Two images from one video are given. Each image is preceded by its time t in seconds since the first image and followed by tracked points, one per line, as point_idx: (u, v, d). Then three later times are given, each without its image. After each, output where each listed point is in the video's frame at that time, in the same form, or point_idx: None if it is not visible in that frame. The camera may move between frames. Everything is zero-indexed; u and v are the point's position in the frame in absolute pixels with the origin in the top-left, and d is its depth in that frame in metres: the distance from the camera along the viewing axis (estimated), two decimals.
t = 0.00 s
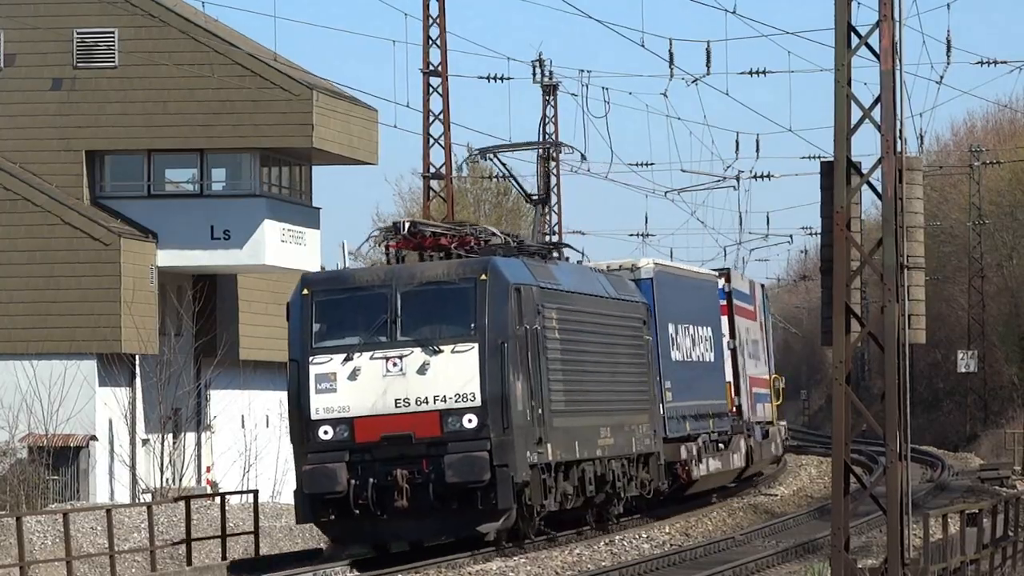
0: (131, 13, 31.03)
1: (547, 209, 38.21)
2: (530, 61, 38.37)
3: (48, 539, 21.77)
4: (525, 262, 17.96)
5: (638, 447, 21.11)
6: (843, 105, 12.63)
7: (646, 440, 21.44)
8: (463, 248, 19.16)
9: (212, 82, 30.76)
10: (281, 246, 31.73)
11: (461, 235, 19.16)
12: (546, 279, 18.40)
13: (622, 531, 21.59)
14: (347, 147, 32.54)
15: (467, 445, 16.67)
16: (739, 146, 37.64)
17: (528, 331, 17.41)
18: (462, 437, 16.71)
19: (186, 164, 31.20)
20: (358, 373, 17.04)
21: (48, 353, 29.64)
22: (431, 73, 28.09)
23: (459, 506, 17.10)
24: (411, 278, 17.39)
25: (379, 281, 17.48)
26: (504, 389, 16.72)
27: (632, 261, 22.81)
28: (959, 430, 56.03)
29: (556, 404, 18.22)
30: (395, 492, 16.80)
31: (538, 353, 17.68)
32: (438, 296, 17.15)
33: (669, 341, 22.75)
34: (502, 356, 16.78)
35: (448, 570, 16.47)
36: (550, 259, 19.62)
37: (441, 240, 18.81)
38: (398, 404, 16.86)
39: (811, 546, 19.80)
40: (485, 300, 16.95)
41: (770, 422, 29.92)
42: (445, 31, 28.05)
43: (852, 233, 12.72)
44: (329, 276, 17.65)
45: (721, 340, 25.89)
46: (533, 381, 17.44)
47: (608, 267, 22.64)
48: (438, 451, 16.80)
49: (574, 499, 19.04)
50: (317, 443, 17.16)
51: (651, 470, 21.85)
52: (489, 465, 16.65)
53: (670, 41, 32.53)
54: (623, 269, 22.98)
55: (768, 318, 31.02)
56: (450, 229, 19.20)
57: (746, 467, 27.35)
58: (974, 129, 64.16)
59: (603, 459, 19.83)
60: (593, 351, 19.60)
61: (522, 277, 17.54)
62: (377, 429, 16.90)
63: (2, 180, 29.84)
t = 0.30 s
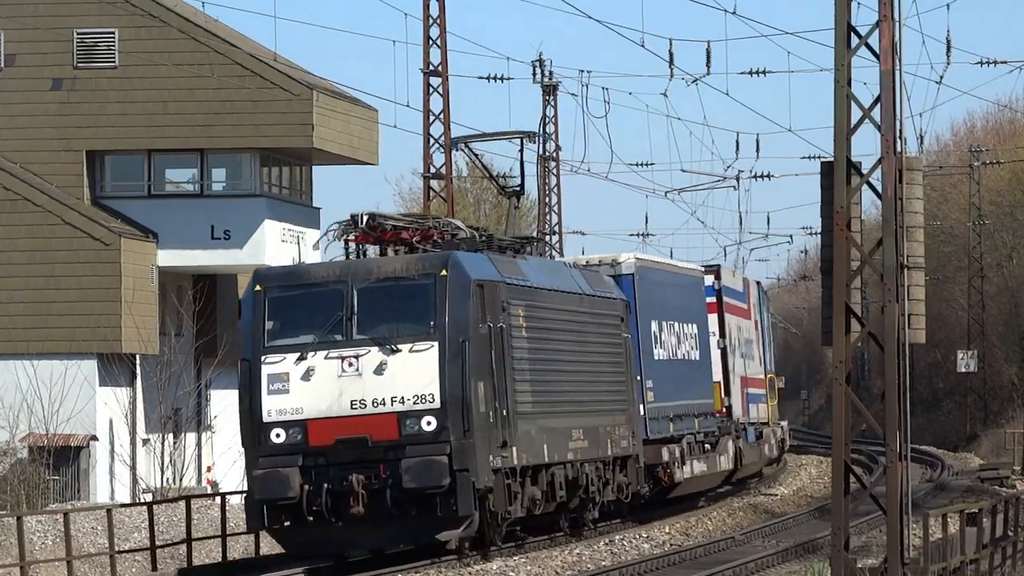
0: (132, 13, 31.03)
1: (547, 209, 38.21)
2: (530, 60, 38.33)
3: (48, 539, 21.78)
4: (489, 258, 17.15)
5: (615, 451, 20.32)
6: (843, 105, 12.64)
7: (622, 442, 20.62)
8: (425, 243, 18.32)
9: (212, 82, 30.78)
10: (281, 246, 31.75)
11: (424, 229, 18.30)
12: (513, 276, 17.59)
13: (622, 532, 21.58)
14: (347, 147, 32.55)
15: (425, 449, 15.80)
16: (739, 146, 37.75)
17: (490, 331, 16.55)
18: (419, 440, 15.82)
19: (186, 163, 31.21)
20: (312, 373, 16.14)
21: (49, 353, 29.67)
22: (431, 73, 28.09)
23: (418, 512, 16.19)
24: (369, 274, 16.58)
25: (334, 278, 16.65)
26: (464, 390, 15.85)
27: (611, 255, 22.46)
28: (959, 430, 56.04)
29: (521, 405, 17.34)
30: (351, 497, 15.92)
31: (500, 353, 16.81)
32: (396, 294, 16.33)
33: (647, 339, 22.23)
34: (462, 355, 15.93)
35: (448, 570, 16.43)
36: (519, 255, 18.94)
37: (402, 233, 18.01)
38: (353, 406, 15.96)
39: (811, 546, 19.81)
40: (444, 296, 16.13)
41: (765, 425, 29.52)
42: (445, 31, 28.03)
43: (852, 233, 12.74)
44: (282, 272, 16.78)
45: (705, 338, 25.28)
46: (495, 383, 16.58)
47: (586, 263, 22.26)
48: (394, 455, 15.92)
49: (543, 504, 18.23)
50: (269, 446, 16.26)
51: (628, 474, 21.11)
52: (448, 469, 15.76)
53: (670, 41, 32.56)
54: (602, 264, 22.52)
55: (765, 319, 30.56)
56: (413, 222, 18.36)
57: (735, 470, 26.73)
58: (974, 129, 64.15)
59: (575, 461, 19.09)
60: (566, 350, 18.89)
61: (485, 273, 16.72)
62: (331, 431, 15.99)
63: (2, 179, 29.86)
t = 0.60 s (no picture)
0: (132, 13, 30.98)
1: (547, 210, 38.21)
2: (531, 61, 38.29)
3: (48, 539, 21.80)
4: (445, 251, 15.96)
5: (584, 454, 19.08)
6: (843, 105, 12.63)
7: (592, 445, 19.40)
8: (374, 235, 18.34)
9: (212, 82, 30.77)
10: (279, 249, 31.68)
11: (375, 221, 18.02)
12: (471, 269, 16.42)
13: (622, 532, 21.59)
14: (347, 147, 32.54)
15: (371, 454, 14.48)
16: (739, 146, 37.87)
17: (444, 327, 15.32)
18: (366, 444, 14.52)
19: (186, 163, 31.16)
20: (253, 372, 14.91)
21: (48, 353, 29.69)
22: (431, 73, 28.07)
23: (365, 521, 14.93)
24: (313, 268, 15.33)
25: (277, 271, 15.42)
26: (414, 391, 14.57)
27: (585, 249, 21.19)
28: (959, 430, 56.07)
29: (478, 406, 16.16)
30: (294, 504, 14.67)
31: (455, 351, 15.57)
32: (342, 288, 15.07)
33: (621, 338, 21.08)
34: (413, 354, 14.67)
35: (449, 570, 16.39)
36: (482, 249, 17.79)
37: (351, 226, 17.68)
38: (296, 408, 14.69)
39: (811, 546, 19.81)
40: (393, 291, 14.88)
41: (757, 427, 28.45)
42: (445, 30, 28.01)
43: (852, 233, 12.73)
44: (223, 266, 15.58)
45: (686, 336, 24.16)
46: (449, 384, 15.31)
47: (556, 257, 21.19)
48: (340, 459, 14.64)
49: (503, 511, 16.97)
50: (208, 451, 14.98)
51: (600, 478, 19.83)
52: (397, 475, 14.47)
53: (670, 41, 32.59)
54: (576, 258, 21.30)
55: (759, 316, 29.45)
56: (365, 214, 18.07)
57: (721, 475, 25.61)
58: (974, 129, 64.13)
59: (539, 466, 17.81)
60: (532, 351, 17.65)
61: (441, 266, 15.50)
62: (272, 435, 14.72)
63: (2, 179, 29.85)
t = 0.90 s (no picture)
0: (132, 13, 30.92)
1: (547, 209, 38.20)
2: (530, 61, 38.25)
3: (48, 540, 21.78)
4: (401, 244, 15.50)
5: (554, 457, 18.62)
6: (843, 104, 12.61)
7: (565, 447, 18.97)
8: (331, 229, 16.81)
9: (212, 82, 30.75)
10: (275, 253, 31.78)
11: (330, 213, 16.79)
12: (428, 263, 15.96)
13: (622, 532, 21.62)
14: (347, 147, 32.52)
15: (320, 458, 14.11)
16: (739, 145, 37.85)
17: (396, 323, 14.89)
18: (313, 447, 14.12)
19: (186, 164, 31.15)
20: (194, 371, 14.45)
21: (48, 353, 29.63)
22: (431, 72, 28.04)
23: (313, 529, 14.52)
24: (259, 262, 14.95)
25: (221, 265, 15.02)
26: (365, 392, 14.12)
27: (559, 244, 20.37)
28: (960, 430, 56.09)
29: (435, 407, 15.70)
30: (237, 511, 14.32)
31: (409, 349, 15.14)
32: (289, 284, 14.68)
33: (598, 336, 20.41)
34: (363, 352, 14.21)
35: (449, 570, 16.44)
36: (444, 241, 17.20)
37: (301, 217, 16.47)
38: (239, 409, 14.24)
39: (811, 546, 19.80)
40: (343, 286, 14.45)
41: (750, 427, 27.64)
42: (446, 30, 27.95)
43: (852, 233, 12.71)
44: (164, 259, 15.17)
45: (671, 335, 23.42)
46: (402, 384, 14.91)
47: (530, 252, 20.48)
48: (286, 463, 14.25)
49: (463, 517, 16.52)
50: (147, 453, 14.57)
51: (571, 482, 19.42)
52: (346, 480, 14.07)
53: (670, 41, 32.58)
54: (551, 252, 20.49)
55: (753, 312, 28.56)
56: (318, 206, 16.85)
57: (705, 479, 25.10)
58: (974, 129, 64.08)
59: (505, 469, 17.36)
60: (495, 349, 17.17)
61: (395, 261, 15.07)
62: (214, 438, 14.30)
63: (2, 180, 29.82)
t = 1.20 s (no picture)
0: (132, 13, 30.80)
1: (547, 209, 38.19)
2: (530, 61, 38.24)
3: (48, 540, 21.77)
4: (344, 235, 14.42)
5: (514, 463, 17.39)
6: (843, 104, 12.61)
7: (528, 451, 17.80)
8: (269, 220, 15.54)
9: (212, 82, 30.71)
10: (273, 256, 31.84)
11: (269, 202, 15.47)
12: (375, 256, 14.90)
13: (623, 532, 21.65)
14: (348, 147, 32.57)
15: (250, 462, 12.91)
16: (739, 146, 37.98)
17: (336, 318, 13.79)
18: (244, 451, 12.95)
19: (185, 164, 31.20)
20: (118, 369, 13.32)
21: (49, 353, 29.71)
22: (432, 73, 28.02)
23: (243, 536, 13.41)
24: (188, 252, 13.80)
25: (148, 255, 13.88)
26: (300, 391, 13.01)
27: (525, 237, 19.48)
28: (960, 430, 56.17)
29: (380, 408, 14.57)
30: (163, 519, 13.21)
31: (351, 347, 14.04)
32: (220, 276, 13.54)
33: (567, 334, 19.62)
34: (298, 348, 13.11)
35: (449, 570, 16.55)
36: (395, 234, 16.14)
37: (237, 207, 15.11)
38: (165, 410, 13.10)
39: (812, 547, 19.81)
40: (277, 279, 13.31)
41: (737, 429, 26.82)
42: (446, 30, 27.95)
43: (852, 233, 12.71)
44: (88, 250, 14.05)
45: (648, 332, 22.61)
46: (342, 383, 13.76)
47: (496, 246, 19.65)
48: (215, 468, 13.06)
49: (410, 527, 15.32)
50: (67, 458, 13.43)
51: (536, 489, 18.20)
52: (280, 486, 12.91)
53: (670, 41, 32.57)
54: (516, 246, 19.59)
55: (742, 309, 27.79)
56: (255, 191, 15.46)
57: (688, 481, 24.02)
58: (974, 129, 64.07)
59: (458, 475, 16.12)
60: (451, 347, 16.08)
61: (337, 252, 14.01)
62: (138, 441, 13.16)
63: (2, 180, 29.72)
